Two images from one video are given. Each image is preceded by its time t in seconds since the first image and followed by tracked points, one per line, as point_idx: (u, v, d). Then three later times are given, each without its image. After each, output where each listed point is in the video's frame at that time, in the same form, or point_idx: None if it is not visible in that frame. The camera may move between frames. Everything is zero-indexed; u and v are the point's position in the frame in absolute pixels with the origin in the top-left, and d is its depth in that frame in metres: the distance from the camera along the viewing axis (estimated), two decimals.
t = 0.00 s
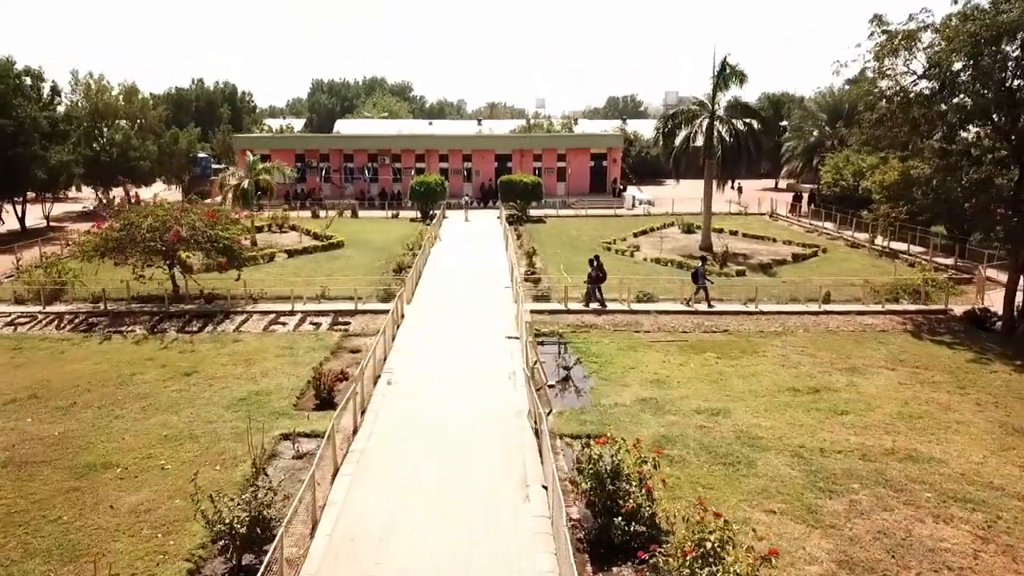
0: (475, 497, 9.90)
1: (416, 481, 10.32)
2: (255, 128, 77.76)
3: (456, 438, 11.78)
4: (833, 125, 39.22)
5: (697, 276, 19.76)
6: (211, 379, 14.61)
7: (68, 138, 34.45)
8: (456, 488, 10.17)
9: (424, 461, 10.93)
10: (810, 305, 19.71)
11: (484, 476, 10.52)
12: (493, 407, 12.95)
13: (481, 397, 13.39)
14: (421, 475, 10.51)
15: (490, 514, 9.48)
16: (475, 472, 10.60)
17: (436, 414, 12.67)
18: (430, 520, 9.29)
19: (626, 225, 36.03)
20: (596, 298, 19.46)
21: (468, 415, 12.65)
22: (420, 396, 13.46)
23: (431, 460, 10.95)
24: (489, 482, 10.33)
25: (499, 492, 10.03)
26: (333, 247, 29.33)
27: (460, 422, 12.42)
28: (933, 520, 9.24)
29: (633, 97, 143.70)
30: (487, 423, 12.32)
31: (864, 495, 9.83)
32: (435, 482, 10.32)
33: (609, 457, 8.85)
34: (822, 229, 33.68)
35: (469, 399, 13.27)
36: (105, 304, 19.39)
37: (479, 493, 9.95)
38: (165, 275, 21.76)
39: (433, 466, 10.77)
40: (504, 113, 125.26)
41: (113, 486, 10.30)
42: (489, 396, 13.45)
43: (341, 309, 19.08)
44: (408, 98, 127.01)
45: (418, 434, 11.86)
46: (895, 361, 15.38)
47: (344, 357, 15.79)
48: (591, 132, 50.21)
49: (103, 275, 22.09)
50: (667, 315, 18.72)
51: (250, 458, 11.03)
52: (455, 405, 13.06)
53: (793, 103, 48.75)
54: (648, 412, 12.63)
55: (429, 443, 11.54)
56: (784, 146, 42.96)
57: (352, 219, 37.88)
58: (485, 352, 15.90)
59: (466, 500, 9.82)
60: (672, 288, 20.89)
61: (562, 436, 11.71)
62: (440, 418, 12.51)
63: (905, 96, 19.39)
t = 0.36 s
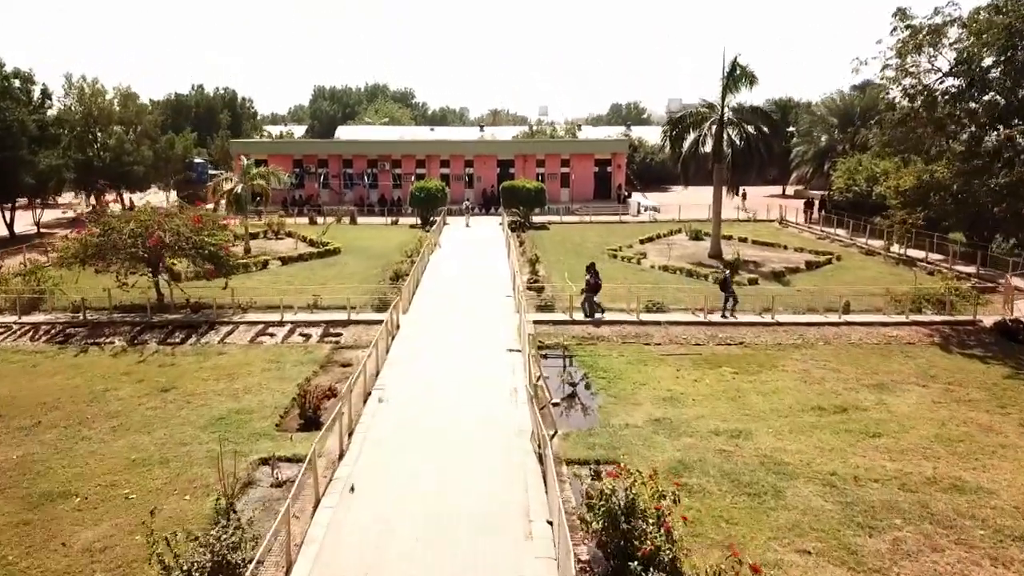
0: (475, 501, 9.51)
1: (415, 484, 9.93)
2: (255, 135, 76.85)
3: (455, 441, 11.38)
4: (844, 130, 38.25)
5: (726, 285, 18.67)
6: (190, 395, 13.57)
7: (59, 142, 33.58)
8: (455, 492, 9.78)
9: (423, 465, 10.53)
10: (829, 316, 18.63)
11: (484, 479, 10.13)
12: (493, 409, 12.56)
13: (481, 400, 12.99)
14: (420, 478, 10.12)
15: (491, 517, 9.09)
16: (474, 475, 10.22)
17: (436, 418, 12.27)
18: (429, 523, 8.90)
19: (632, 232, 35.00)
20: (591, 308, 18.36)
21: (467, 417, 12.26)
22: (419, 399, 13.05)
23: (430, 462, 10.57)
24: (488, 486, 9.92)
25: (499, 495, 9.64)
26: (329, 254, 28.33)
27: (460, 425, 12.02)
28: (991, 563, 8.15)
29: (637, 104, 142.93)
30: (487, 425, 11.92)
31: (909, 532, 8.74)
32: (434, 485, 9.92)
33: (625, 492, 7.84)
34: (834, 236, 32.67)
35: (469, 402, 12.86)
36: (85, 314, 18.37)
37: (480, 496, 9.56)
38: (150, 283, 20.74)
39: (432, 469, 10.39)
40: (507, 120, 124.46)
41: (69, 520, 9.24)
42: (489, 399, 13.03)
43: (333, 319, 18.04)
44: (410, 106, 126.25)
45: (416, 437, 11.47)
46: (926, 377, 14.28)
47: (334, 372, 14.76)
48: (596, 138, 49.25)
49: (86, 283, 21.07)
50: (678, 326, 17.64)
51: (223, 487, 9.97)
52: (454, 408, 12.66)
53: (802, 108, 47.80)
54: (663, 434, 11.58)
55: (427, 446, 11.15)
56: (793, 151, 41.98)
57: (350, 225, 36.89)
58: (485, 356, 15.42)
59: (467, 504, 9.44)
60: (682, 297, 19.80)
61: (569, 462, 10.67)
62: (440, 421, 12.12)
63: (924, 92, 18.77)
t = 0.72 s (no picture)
0: (476, 504, 9.30)
1: (415, 486, 9.71)
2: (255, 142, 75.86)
3: (454, 441, 11.16)
4: (858, 135, 37.18)
5: (761, 294, 17.40)
6: (161, 416, 12.40)
7: (47, 146, 32.60)
8: (455, 494, 9.55)
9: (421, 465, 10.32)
10: (854, 329, 17.42)
11: (485, 481, 9.93)
12: (492, 409, 12.35)
13: (481, 400, 12.77)
14: (420, 480, 9.90)
15: (493, 521, 8.86)
16: (473, 476, 10.01)
17: (435, 418, 12.03)
18: (429, 527, 8.68)
19: (639, 240, 33.84)
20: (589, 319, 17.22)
21: (466, 417, 12.03)
22: (419, 399, 12.80)
23: (430, 463, 10.36)
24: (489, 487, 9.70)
25: (501, 497, 9.43)
26: (324, 263, 27.20)
27: (459, 424, 11.81)
28: None
29: (640, 112, 141.99)
30: (486, 425, 11.70)
31: None
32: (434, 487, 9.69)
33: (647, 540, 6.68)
34: (849, 243, 31.51)
35: (469, 402, 12.64)
36: (60, 326, 17.22)
37: (481, 499, 9.36)
38: (131, 293, 19.59)
39: (432, 470, 10.18)
40: (510, 128, 123.56)
41: (6, 566, 8.06)
42: (489, 399, 12.80)
43: (324, 331, 16.87)
44: (412, 113, 125.41)
45: (414, 439, 11.24)
46: (968, 397, 13.07)
47: (321, 390, 13.59)
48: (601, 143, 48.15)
49: (64, 293, 19.94)
50: (693, 340, 16.44)
51: (187, 525, 8.79)
52: (453, 408, 12.44)
53: (812, 114, 46.72)
54: (683, 462, 10.39)
55: (427, 447, 10.92)
56: (804, 157, 40.88)
57: (349, 233, 35.79)
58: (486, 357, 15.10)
59: (467, 507, 9.21)
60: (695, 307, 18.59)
61: (577, 495, 9.50)
62: (439, 421, 11.90)
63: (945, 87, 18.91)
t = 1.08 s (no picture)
0: (478, 503, 9.06)
1: (415, 487, 9.47)
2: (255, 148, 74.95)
3: (453, 441, 10.91)
4: (871, 140, 36.19)
5: (796, 305, 16.31)
6: (130, 438, 11.30)
7: (35, 149, 31.73)
8: (455, 494, 9.29)
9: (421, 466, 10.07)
10: (878, 341, 16.35)
11: (486, 481, 9.65)
12: (493, 408, 12.13)
13: (481, 401, 12.49)
14: (420, 480, 9.65)
15: (496, 520, 8.62)
16: (474, 475, 9.77)
17: (434, 418, 11.77)
18: (428, 528, 8.43)
19: (646, 246, 32.80)
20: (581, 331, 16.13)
21: (466, 417, 11.79)
22: (418, 400, 12.53)
23: (429, 465, 10.10)
24: (490, 487, 9.46)
25: (502, 495, 9.21)
26: (319, 270, 26.19)
27: (458, 424, 11.57)
28: None
29: (644, 118, 141.30)
30: (487, 425, 11.44)
31: None
32: (435, 488, 9.44)
33: None
34: (864, 250, 30.43)
35: (468, 402, 12.39)
36: (32, 338, 16.15)
37: (483, 497, 9.13)
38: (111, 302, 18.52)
39: (432, 470, 9.94)
40: (512, 135, 122.91)
41: None
42: (489, 399, 12.56)
43: (312, 343, 15.80)
44: (415, 120, 124.71)
45: (413, 440, 10.96)
46: (1012, 416, 11.98)
47: (306, 408, 12.52)
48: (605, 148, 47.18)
49: (42, 302, 18.89)
50: (707, 353, 15.38)
51: (143, 568, 7.72)
52: (453, 408, 12.20)
53: (821, 118, 45.76)
54: (704, 492, 9.31)
55: (427, 447, 10.69)
56: (814, 162, 39.86)
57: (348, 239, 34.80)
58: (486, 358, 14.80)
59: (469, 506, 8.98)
60: (708, 316, 17.53)
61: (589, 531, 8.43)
62: (439, 422, 11.65)
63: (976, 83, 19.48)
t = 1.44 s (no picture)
0: (477, 515, 8.59)
1: (410, 499, 8.97)
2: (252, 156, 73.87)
3: (451, 448, 10.48)
4: (886, 146, 35.06)
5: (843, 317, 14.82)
6: (82, 467, 10.06)
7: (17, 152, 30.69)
8: (452, 506, 8.82)
9: (416, 474, 9.65)
10: (909, 355, 15.08)
11: (483, 492, 9.16)
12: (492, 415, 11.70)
13: (479, 409, 11.95)
14: (415, 491, 9.17)
15: (496, 532, 8.19)
16: (472, 486, 9.29)
17: (431, 424, 11.32)
18: (424, 543, 7.94)
19: (652, 254, 31.58)
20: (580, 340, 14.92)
21: (463, 425, 11.26)
22: (414, 406, 12.06)
23: (424, 476, 9.60)
24: (489, 495, 9.05)
25: (502, 508, 8.73)
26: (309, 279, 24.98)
27: (456, 429, 11.14)
28: None
29: (646, 126, 140.32)
30: (485, 434, 10.93)
31: None
32: (431, 498, 9.02)
33: None
34: (880, 258, 29.21)
35: (466, 410, 11.87)
36: None
37: (482, 510, 8.66)
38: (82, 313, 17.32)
39: (428, 482, 9.45)
40: (513, 142, 121.96)
41: None
42: (488, 407, 11.99)
43: (295, 358, 14.56)
44: (415, 128, 123.78)
45: (407, 450, 10.43)
46: None
47: (282, 432, 11.26)
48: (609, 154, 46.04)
49: (10, 313, 17.68)
50: (724, 370, 14.12)
51: None
52: (449, 416, 11.65)
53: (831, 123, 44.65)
54: (732, 536, 8.04)
55: (422, 457, 10.17)
56: (825, 168, 38.70)
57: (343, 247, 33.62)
58: (486, 363, 14.31)
59: (466, 517, 8.54)
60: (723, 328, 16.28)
61: None
62: (437, 428, 11.22)
63: (1014, 75, 19.22)
